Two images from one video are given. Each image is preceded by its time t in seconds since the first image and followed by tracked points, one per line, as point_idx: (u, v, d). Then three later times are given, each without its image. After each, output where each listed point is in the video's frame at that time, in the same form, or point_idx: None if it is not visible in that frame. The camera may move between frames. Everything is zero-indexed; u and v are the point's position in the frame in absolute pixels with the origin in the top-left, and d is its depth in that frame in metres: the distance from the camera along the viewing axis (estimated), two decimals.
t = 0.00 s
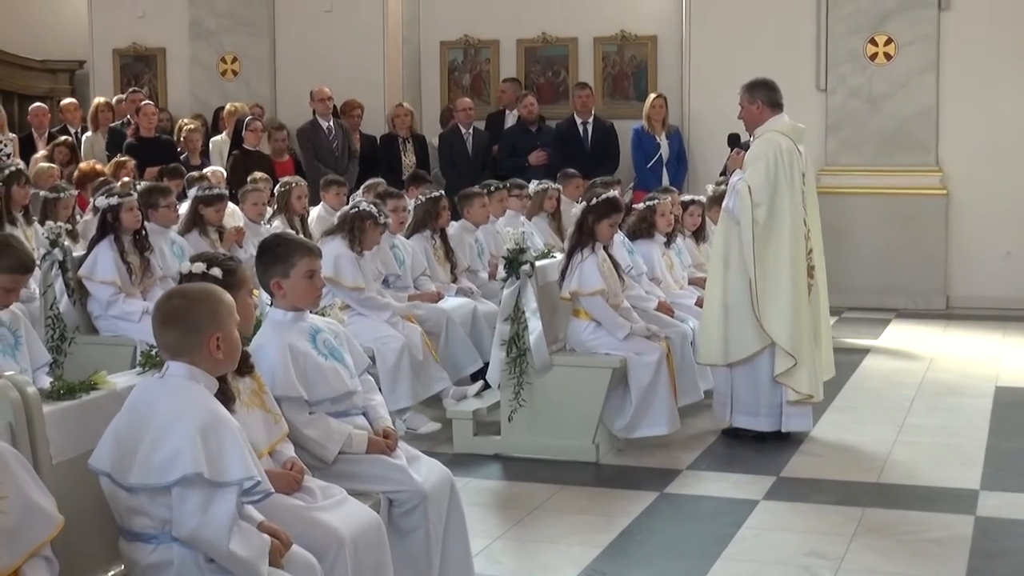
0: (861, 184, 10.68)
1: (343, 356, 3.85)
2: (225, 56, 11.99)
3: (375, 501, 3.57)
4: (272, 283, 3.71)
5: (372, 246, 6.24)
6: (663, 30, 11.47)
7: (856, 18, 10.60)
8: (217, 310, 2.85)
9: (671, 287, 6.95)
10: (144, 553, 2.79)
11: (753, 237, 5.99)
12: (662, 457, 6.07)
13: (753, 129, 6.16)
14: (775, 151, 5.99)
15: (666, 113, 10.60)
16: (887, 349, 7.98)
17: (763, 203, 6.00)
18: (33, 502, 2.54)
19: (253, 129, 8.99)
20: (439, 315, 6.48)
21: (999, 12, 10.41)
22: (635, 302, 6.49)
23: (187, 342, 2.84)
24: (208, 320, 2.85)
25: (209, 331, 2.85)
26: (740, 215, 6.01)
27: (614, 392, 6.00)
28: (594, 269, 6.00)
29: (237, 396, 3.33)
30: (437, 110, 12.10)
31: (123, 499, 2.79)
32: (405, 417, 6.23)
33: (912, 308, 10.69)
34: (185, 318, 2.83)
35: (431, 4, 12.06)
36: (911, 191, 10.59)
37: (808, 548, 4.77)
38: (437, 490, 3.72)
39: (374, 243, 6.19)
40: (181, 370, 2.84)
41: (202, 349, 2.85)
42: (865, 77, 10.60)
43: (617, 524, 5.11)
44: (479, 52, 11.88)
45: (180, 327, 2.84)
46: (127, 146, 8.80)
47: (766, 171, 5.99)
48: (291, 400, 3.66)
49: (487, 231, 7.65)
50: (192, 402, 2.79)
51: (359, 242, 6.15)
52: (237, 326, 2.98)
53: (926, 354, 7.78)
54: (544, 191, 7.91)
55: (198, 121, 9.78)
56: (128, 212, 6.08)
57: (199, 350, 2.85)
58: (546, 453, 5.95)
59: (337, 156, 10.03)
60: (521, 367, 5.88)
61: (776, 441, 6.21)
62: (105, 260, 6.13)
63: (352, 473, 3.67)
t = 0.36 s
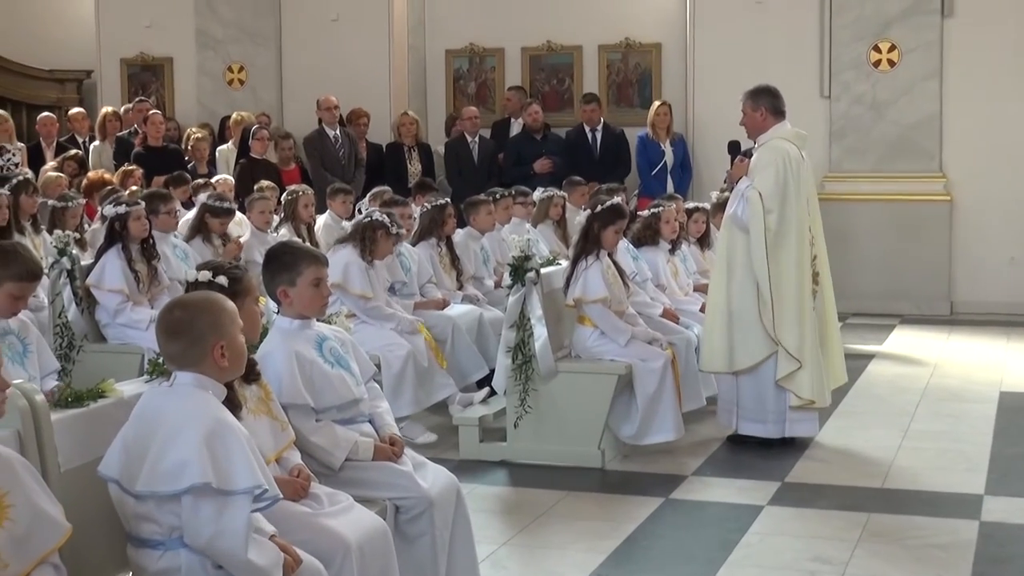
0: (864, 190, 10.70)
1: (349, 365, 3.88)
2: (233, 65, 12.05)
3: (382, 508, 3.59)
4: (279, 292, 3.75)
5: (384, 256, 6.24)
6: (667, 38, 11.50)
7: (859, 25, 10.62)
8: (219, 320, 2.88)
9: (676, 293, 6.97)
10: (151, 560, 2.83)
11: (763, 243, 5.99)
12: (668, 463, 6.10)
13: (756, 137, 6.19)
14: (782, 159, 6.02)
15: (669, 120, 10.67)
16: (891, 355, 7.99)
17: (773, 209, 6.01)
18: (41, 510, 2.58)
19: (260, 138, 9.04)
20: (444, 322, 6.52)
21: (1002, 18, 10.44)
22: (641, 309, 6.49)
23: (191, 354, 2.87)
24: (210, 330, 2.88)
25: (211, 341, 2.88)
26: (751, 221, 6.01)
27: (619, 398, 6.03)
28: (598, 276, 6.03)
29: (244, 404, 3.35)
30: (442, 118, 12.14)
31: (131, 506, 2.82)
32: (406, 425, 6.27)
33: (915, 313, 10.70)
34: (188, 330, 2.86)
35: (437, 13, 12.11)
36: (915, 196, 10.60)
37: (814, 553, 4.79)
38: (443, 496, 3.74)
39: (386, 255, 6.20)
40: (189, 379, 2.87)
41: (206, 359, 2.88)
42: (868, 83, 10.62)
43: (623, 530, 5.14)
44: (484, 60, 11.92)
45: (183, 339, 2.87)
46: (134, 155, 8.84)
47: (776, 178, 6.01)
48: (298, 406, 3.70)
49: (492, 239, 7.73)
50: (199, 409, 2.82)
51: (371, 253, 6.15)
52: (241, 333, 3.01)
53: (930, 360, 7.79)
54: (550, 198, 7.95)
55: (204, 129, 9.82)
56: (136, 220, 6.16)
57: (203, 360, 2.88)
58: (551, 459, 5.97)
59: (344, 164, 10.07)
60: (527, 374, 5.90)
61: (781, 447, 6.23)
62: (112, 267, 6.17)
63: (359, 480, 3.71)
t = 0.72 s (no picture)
0: (861, 197, 10.88)
1: (356, 365, 4.06)
2: (244, 75, 12.31)
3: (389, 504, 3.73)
4: (289, 295, 3.92)
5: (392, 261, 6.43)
6: (666, 48, 11.69)
7: (853, 36, 10.80)
8: (230, 323, 2.97)
9: (675, 296, 7.15)
10: (164, 555, 2.91)
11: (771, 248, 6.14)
12: (667, 462, 6.26)
13: (754, 145, 6.35)
14: (786, 167, 6.20)
15: (668, 128, 10.84)
16: (885, 356, 8.16)
17: (779, 216, 6.19)
18: (55, 507, 2.62)
19: (270, 146, 9.24)
20: (448, 326, 6.66)
21: (995, 29, 10.60)
22: (641, 311, 6.71)
23: (203, 354, 2.95)
24: (222, 332, 2.96)
25: (223, 343, 2.96)
26: (758, 226, 6.16)
27: (619, 399, 6.20)
28: (598, 280, 6.21)
29: (255, 403, 3.51)
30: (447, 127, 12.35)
31: (144, 504, 2.89)
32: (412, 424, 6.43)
33: (909, 316, 10.88)
34: (202, 331, 2.95)
35: (441, 25, 12.32)
36: (912, 204, 10.77)
37: (807, 549, 4.95)
38: (447, 493, 3.89)
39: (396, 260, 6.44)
40: (201, 381, 2.95)
41: (218, 360, 2.96)
42: (862, 93, 10.79)
43: (622, 525, 5.30)
44: (488, 70, 12.12)
45: (195, 339, 2.95)
46: (148, 163, 9.05)
47: (782, 185, 6.19)
48: (307, 407, 3.86)
49: (497, 243, 7.92)
50: (212, 411, 2.90)
51: (380, 258, 6.37)
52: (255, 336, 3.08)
53: (922, 361, 7.96)
54: (552, 204, 8.05)
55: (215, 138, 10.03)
56: (151, 226, 6.33)
57: (214, 361, 2.96)
58: (553, 458, 6.15)
59: (353, 171, 10.28)
60: (529, 375, 6.08)
61: (777, 446, 6.39)
62: (128, 272, 6.36)
63: (365, 478, 3.86)
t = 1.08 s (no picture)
0: (859, 201, 11.07)
1: (367, 363, 4.20)
2: (257, 81, 12.49)
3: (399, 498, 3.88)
4: (301, 295, 4.06)
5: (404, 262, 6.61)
6: (668, 55, 11.88)
7: (850, 43, 10.99)
8: (243, 322, 3.03)
9: (676, 296, 7.34)
10: (180, 548, 2.98)
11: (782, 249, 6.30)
12: (668, 457, 6.44)
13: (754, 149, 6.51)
14: (788, 170, 6.36)
15: (669, 133, 11.03)
16: (882, 356, 8.33)
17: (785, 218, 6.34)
18: (76, 499, 2.74)
19: (282, 150, 9.43)
20: (456, 324, 6.89)
21: (991, 36, 10.77)
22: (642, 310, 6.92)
23: (215, 353, 3.01)
24: (234, 331, 3.03)
25: (235, 341, 3.02)
26: (765, 229, 6.33)
27: (622, 396, 6.38)
28: (602, 281, 6.40)
29: (268, 400, 3.61)
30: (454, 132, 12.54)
31: (161, 497, 2.98)
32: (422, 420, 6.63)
33: (904, 316, 11.07)
34: (215, 330, 3.01)
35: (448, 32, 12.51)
36: (909, 207, 10.95)
37: (806, 542, 5.12)
38: (456, 488, 4.04)
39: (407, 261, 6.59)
40: (214, 378, 3.01)
41: (230, 358, 3.02)
42: (858, 99, 10.98)
43: (623, 519, 5.48)
44: (494, 77, 12.31)
45: (208, 338, 3.02)
46: (165, 167, 9.24)
47: (786, 188, 6.34)
48: (319, 404, 4.00)
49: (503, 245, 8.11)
50: (223, 407, 2.97)
51: (390, 259, 6.54)
52: (265, 336, 3.14)
53: (917, 360, 8.13)
54: (557, 207, 8.28)
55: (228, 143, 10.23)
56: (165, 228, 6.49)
57: (226, 360, 3.02)
58: (558, 453, 6.33)
59: (363, 175, 10.47)
60: (535, 372, 6.26)
61: (775, 443, 6.57)
62: (144, 273, 6.54)
63: (375, 472, 3.98)
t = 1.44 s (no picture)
0: (857, 203, 11.25)
1: (379, 359, 4.38)
2: (271, 85, 12.73)
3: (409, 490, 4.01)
4: (315, 292, 4.22)
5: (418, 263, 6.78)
6: (672, 61, 12.06)
7: (849, 48, 11.19)
8: (256, 318, 3.15)
9: (679, 296, 7.53)
10: (198, 539, 3.09)
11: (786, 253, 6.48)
12: (670, 452, 6.62)
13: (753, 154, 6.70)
14: (783, 176, 6.53)
15: (672, 136, 11.21)
16: (881, 355, 8.51)
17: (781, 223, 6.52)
18: (99, 488, 2.78)
19: (296, 152, 9.63)
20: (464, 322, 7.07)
21: (987, 43, 10.94)
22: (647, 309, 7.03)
23: (230, 348, 3.13)
24: (247, 327, 3.14)
25: (248, 336, 3.14)
26: (763, 236, 6.50)
27: (626, 393, 6.54)
28: (608, 281, 6.59)
29: (283, 394, 3.74)
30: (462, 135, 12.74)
31: (178, 489, 3.09)
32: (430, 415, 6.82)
33: (901, 316, 11.27)
34: (229, 326, 3.13)
35: (457, 37, 12.70)
36: (907, 209, 11.14)
37: (806, 535, 5.30)
38: (464, 481, 4.19)
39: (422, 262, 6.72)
40: (229, 374, 3.14)
41: (244, 353, 3.14)
42: (857, 104, 11.18)
43: (627, 512, 5.67)
44: (501, 82, 12.50)
45: (223, 333, 3.13)
46: (182, 168, 9.44)
47: (782, 193, 6.52)
48: (333, 398, 4.17)
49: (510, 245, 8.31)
50: (238, 401, 3.08)
51: (407, 260, 6.71)
52: (277, 330, 3.26)
53: (914, 359, 8.31)
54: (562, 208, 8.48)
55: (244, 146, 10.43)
56: (184, 228, 6.67)
57: (239, 355, 3.14)
58: (563, 447, 6.52)
59: (373, 176, 10.67)
60: (541, 369, 6.44)
61: (775, 439, 6.75)
62: (162, 271, 6.70)
63: (388, 465, 4.13)
